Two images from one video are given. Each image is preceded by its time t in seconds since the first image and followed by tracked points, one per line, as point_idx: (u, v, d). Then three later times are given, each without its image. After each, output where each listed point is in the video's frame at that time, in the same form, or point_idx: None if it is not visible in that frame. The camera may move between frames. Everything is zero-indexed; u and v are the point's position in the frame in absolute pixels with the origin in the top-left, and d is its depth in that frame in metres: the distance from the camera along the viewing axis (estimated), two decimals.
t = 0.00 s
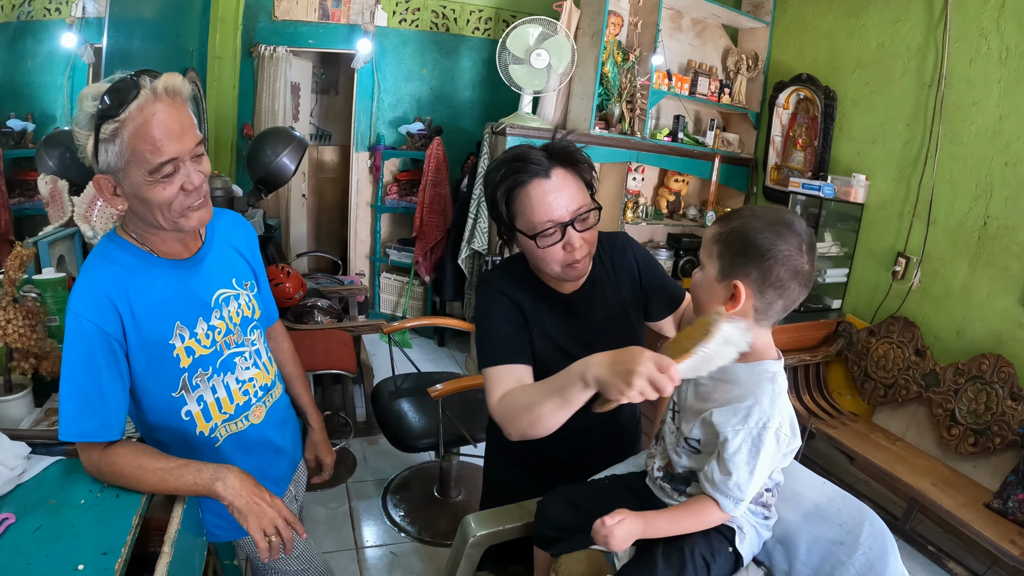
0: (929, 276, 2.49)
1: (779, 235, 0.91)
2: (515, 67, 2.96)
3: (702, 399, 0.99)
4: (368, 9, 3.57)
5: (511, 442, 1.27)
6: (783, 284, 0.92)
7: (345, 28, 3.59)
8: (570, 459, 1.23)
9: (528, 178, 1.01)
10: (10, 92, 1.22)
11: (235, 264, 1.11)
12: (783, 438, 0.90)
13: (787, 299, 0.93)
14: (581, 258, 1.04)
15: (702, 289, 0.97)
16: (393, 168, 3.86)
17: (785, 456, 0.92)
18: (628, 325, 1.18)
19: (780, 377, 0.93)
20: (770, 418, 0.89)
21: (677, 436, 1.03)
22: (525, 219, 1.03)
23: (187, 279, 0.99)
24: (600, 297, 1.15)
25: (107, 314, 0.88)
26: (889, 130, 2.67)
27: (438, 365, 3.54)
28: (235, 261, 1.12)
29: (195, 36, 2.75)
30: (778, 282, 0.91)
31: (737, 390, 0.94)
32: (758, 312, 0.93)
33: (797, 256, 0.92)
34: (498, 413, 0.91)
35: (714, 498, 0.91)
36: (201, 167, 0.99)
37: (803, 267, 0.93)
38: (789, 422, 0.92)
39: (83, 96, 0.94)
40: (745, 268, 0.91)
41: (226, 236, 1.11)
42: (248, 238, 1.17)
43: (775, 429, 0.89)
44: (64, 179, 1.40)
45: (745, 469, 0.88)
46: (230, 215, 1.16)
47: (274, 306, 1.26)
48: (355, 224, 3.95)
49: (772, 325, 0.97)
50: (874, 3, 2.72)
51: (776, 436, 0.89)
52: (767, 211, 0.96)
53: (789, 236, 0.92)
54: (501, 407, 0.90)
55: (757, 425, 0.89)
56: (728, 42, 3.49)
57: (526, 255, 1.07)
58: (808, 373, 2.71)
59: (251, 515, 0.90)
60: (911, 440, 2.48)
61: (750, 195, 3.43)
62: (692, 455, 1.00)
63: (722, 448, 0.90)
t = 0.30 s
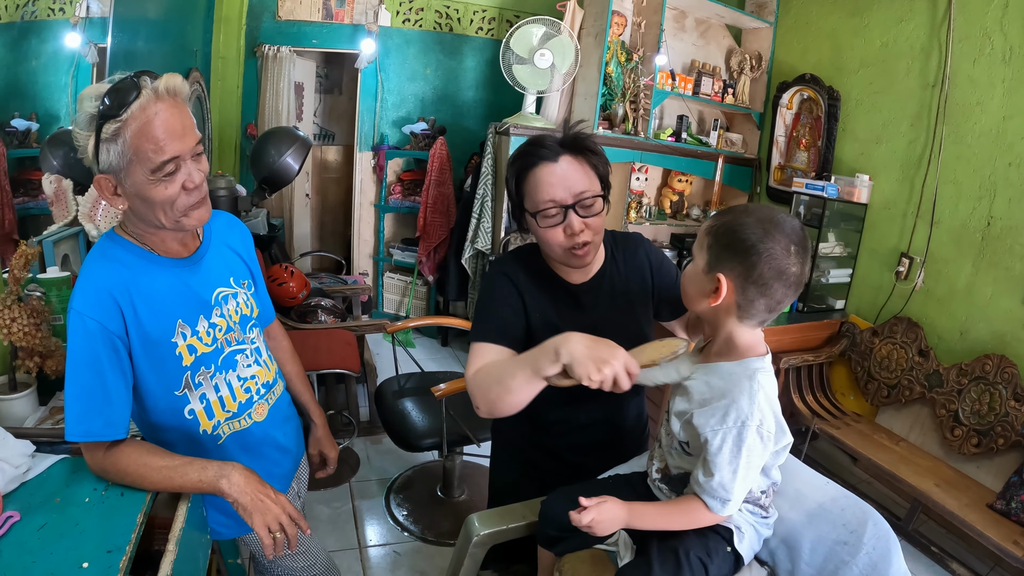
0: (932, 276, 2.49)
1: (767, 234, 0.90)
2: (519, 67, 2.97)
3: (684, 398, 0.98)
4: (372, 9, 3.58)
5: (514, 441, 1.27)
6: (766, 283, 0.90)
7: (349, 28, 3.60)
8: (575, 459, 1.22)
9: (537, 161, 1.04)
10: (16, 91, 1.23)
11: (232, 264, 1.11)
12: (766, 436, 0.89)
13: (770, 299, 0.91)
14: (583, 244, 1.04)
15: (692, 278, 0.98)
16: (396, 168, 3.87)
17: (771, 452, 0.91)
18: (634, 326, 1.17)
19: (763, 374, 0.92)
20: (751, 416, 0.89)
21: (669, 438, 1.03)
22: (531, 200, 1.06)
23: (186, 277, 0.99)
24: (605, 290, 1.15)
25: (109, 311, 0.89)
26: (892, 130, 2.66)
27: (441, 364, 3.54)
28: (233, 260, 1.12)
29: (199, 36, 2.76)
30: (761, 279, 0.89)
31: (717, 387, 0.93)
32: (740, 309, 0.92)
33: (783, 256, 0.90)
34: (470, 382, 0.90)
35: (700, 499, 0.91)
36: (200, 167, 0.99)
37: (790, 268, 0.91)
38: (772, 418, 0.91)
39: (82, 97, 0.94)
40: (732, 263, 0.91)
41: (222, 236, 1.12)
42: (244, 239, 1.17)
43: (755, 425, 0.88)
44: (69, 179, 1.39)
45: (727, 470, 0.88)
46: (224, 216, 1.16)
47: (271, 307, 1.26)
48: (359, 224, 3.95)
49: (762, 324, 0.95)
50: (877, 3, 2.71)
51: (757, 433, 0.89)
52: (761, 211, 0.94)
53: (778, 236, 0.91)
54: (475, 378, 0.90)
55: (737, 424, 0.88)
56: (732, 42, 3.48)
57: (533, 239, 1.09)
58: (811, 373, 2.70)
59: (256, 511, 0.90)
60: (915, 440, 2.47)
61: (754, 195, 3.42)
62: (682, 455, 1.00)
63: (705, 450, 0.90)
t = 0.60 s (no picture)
0: (936, 277, 2.47)
1: (759, 234, 0.89)
2: (523, 67, 2.96)
3: (677, 395, 0.98)
4: (376, 9, 3.58)
5: (517, 441, 1.27)
6: (755, 282, 0.89)
7: (352, 28, 3.60)
8: (580, 459, 1.22)
9: (538, 151, 1.09)
10: (19, 92, 1.23)
11: (234, 262, 1.11)
12: (751, 441, 0.90)
13: (758, 299, 0.90)
14: (551, 230, 1.05)
15: (685, 270, 0.98)
16: (400, 168, 3.86)
17: (754, 457, 0.92)
18: (639, 324, 1.16)
19: (754, 377, 0.91)
20: (737, 419, 0.89)
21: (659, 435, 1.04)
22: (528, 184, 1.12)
23: (188, 276, 0.99)
24: (610, 287, 1.14)
25: (113, 310, 0.89)
26: (895, 131, 2.65)
27: (444, 364, 3.54)
28: (234, 258, 1.12)
29: (203, 36, 2.76)
30: (749, 277, 0.89)
31: (706, 387, 0.93)
32: (728, 306, 0.92)
33: (773, 256, 0.89)
34: (495, 367, 0.88)
35: (681, 498, 0.92)
36: (202, 169, 0.99)
37: (780, 269, 0.90)
38: (759, 422, 0.91)
39: (87, 96, 0.94)
40: (723, 258, 0.91)
41: (223, 235, 1.12)
42: (244, 237, 1.17)
43: (740, 426, 0.89)
44: (72, 178, 1.40)
45: (710, 469, 0.89)
46: (225, 215, 1.16)
47: (271, 305, 1.26)
48: (362, 223, 3.95)
49: (754, 322, 0.95)
50: (881, 3, 2.71)
51: (740, 435, 0.89)
52: (760, 211, 0.93)
53: (771, 237, 0.90)
54: (500, 361, 0.87)
55: (723, 426, 0.89)
56: (735, 42, 3.47)
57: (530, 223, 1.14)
58: (814, 374, 2.70)
59: (262, 509, 0.90)
60: (918, 441, 2.45)
61: (757, 196, 3.41)
62: (671, 452, 1.01)
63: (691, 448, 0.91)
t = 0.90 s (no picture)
0: (939, 277, 2.46)
1: (757, 234, 0.89)
2: (526, 67, 2.96)
3: (682, 395, 0.98)
4: (379, 9, 3.58)
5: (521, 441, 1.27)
6: (754, 280, 0.88)
7: (355, 27, 3.59)
8: (584, 459, 1.21)
9: (547, 148, 1.09)
10: (22, 91, 1.24)
11: (238, 261, 1.11)
12: (754, 441, 0.90)
13: (759, 297, 0.89)
14: (555, 226, 1.05)
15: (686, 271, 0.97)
16: (403, 168, 3.85)
17: (756, 459, 0.91)
18: (641, 322, 1.15)
19: (760, 379, 0.91)
20: (741, 419, 0.89)
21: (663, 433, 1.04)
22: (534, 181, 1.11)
23: (193, 274, 0.99)
24: (612, 285, 1.14)
25: (116, 308, 0.88)
26: (898, 131, 2.64)
27: (448, 364, 3.54)
28: (238, 257, 1.12)
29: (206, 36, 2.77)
30: (748, 275, 0.88)
31: (712, 386, 0.93)
32: (731, 306, 0.91)
33: (771, 253, 0.89)
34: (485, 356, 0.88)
35: (682, 496, 0.91)
36: (206, 167, 0.99)
37: (778, 265, 0.89)
38: (764, 423, 0.91)
39: (93, 95, 0.95)
40: (721, 257, 0.90)
41: (227, 234, 1.12)
42: (248, 236, 1.17)
43: (744, 427, 0.89)
44: (77, 177, 1.39)
45: (712, 467, 0.89)
46: (230, 214, 1.16)
47: (275, 304, 1.26)
48: (365, 223, 3.95)
49: (757, 322, 0.94)
50: (884, 3, 2.70)
51: (745, 435, 0.89)
52: (757, 211, 0.91)
53: (769, 234, 0.89)
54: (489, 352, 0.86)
55: (727, 425, 0.89)
56: (739, 42, 3.46)
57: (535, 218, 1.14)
58: (817, 374, 2.69)
59: (267, 509, 0.90)
60: (920, 442, 2.45)
61: (761, 196, 3.40)
62: (674, 450, 1.01)
63: (694, 447, 0.91)
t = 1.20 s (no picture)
0: (943, 277, 2.45)
1: (764, 231, 0.89)
2: (529, 66, 2.95)
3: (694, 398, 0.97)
4: (382, 9, 3.58)
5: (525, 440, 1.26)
6: (759, 275, 0.88)
7: (359, 27, 3.59)
8: (588, 460, 1.20)
9: (559, 147, 1.06)
10: (26, 91, 1.25)
11: (240, 259, 1.11)
12: (766, 446, 0.89)
13: (766, 294, 0.88)
14: (574, 230, 1.04)
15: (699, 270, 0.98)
16: (407, 167, 3.85)
17: (767, 464, 0.91)
18: (643, 319, 1.14)
19: (773, 384, 0.90)
20: (753, 424, 0.88)
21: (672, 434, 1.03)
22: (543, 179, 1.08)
23: (195, 273, 0.98)
24: (615, 283, 1.13)
25: (119, 306, 0.88)
26: (902, 130, 2.62)
27: (451, 364, 3.53)
28: (240, 255, 1.12)
29: (210, 36, 2.77)
30: (753, 270, 0.89)
31: (724, 391, 0.92)
32: (741, 304, 0.91)
33: (778, 248, 0.88)
34: (473, 352, 0.87)
35: (692, 500, 0.91)
36: (206, 162, 0.99)
37: (785, 260, 0.88)
38: (776, 429, 0.90)
39: (93, 94, 0.95)
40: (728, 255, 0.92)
41: (229, 232, 1.11)
42: (250, 234, 1.17)
43: (757, 433, 0.88)
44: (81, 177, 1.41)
45: (723, 473, 0.88)
46: (231, 213, 1.16)
47: (278, 301, 1.25)
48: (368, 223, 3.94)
49: (773, 323, 0.92)
50: (887, 2, 2.68)
51: (758, 442, 0.88)
52: (767, 210, 0.92)
53: (774, 229, 0.90)
54: (477, 350, 0.86)
55: (739, 430, 0.88)
56: (742, 42, 3.45)
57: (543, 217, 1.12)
58: (821, 374, 2.67)
59: (271, 507, 0.90)
60: (924, 442, 2.43)
61: (764, 195, 3.38)
62: (683, 453, 1.00)
63: (705, 450, 0.90)
